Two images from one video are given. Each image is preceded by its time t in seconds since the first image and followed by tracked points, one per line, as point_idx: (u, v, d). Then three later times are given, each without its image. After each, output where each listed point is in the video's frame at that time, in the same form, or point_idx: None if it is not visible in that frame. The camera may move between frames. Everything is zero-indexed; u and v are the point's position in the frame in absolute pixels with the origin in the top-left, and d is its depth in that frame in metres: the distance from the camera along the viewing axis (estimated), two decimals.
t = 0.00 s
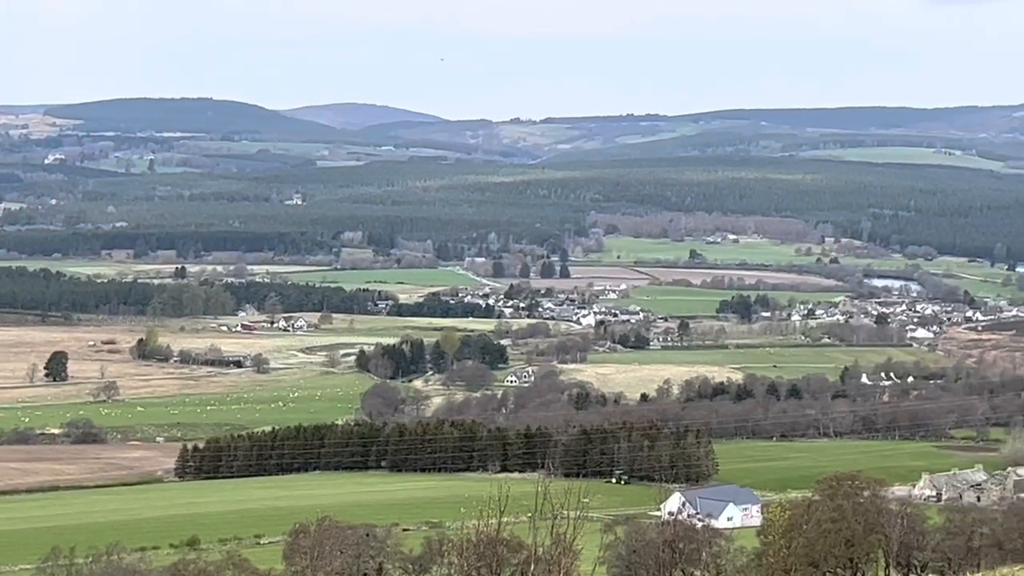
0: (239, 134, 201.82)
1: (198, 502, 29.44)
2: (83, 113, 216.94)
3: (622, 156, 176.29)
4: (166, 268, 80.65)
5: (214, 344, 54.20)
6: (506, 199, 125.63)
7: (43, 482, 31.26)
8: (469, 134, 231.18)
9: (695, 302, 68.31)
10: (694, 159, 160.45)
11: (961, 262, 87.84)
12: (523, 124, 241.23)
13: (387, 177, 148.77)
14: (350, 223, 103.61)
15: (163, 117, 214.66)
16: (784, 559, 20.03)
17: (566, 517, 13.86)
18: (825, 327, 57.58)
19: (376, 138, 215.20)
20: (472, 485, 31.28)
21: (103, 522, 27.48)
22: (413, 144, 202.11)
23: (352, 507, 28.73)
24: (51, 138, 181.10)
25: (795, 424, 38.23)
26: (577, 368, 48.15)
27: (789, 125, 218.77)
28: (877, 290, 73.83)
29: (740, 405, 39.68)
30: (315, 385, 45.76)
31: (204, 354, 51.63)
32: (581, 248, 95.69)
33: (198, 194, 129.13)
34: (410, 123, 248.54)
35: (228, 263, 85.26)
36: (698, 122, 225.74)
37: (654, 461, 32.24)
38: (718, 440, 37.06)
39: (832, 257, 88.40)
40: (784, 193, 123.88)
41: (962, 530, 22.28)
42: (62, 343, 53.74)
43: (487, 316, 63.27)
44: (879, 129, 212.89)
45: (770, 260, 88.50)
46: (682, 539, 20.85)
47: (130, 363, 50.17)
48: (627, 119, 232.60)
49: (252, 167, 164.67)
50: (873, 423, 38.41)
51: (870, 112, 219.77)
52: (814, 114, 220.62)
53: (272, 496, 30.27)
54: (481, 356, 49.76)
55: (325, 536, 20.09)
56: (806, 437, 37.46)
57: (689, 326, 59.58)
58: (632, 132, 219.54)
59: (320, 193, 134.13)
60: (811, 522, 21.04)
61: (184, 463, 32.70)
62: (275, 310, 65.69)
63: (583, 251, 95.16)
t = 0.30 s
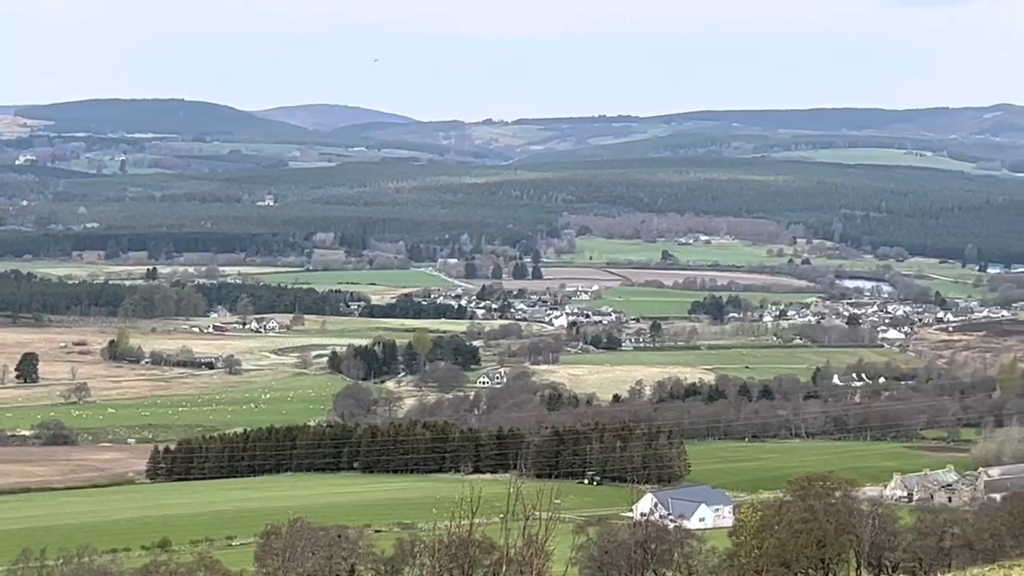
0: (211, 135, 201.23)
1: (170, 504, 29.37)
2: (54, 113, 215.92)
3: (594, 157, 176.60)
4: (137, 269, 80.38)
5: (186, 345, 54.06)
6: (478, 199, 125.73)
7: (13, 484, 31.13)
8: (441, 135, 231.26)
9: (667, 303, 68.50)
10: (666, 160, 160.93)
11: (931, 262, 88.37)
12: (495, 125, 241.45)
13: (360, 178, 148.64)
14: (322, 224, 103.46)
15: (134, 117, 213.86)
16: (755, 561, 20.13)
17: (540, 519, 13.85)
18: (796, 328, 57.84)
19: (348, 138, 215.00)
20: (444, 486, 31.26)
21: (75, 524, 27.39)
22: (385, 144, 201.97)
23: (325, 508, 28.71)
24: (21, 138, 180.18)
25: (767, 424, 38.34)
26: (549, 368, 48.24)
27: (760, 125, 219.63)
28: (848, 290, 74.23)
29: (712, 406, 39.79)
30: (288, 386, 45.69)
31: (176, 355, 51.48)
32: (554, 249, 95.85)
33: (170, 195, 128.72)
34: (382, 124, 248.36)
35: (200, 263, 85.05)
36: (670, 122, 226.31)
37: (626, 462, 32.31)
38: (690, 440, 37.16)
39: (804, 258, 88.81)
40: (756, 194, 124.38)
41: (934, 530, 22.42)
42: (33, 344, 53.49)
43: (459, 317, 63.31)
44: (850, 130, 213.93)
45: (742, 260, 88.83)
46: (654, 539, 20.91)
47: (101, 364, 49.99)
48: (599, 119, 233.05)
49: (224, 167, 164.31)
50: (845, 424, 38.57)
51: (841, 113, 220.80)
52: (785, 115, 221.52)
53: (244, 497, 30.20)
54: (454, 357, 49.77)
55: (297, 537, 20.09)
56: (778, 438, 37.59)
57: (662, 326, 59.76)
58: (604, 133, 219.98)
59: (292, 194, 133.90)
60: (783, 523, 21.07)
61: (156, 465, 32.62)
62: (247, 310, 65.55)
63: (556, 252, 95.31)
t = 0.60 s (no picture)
0: (182, 135, 200.51)
1: (141, 504, 29.28)
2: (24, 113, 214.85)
3: (565, 158, 176.86)
4: (107, 270, 80.13)
5: (157, 345, 53.88)
6: (450, 200, 125.77)
7: None
8: (412, 135, 231.15)
9: (638, 302, 68.66)
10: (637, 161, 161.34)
11: (902, 262, 88.87)
12: (466, 125, 241.57)
13: (332, 178, 148.50)
14: (294, 224, 103.24)
15: (105, 117, 213.02)
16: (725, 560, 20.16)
17: (510, 517, 13.83)
18: (768, 328, 58.06)
19: (320, 138, 214.62)
20: (416, 487, 31.22)
21: (44, 525, 27.30)
22: (358, 145, 201.77)
23: (296, 510, 28.68)
24: None
25: (738, 424, 38.42)
26: (520, 368, 48.30)
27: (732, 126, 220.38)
28: (819, 290, 74.54)
29: (683, 406, 39.91)
30: (259, 386, 45.62)
31: (146, 356, 51.33)
32: (525, 249, 95.93)
33: (141, 195, 128.19)
34: (353, 124, 248.14)
35: (171, 264, 84.78)
36: (641, 123, 226.82)
37: (598, 462, 32.38)
38: (661, 440, 37.23)
39: (775, 258, 89.16)
40: (727, 194, 124.83)
41: (905, 529, 22.59)
42: (3, 345, 53.24)
43: (431, 318, 63.31)
44: (821, 130, 214.95)
45: (713, 260, 89.12)
46: (626, 539, 20.97)
47: (72, 365, 49.80)
48: (571, 120, 233.40)
49: (195, 168, 163.90)
50: (816, 424, 38.70)
51: (811, 113, 221.77)
52: (755, 115, 222.40)
53: (215, 497, 30.16)
54: (425, 357, 49.78)
55: (267, 537, 20.09)
56: (749, 438, 37.70)
57: (633, 327, 59.90)
58: (575, 133, 220.36)
59: (263, 194, 133.60)
60: (754, 523, 21.08)
61: (127, 465, 32.57)
62: (218, 311, 65.38)
63: (528, 252, 95.43)
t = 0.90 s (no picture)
0: (154, 134, 199.70)
1: (113, 504, 29.18)
2: None
3: (539, 157, 176.96)
4: (79, 269, 79.77)
5: (129, 345, 53.68)
6: (423, 199, 125.65)
7: None
8: (385, 135, 230.88)
9: (612, 302, 68.74)
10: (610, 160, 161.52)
11: (874, 262, 89.24)
12: (439, 125, 241.40)
13: (305, 177, 148.16)
14: (267, 224, 102.94)
15: (76, 116, 211.98)
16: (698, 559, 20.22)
17: (482, 517, 13.82)
18: (741, 327, 58.21)
19: (292, 138, 214.14)
20: (389, 487, 31.23)
21: (16, 524, 27.20)
22: (330, 144, 201.36)
23: (269, 509, 28.63)
24: None
25: (711, 424, 38.54)
26: (493, 368, 48.32)
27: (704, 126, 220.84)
28: (792, 290, 74.80)
29: (656, 405, 40.03)
30: (232, 386, 45.53)
31: (119, 355, 51.12)
32: (499, 249, 95.92)
33: (112, 195, 127.58)
34: (326, 124, 247.67)
35: (143, 263, 84.41)
36: (614, 123, 227.10)
37: (571, 461, 32.42)
38: (634, 439, 37.32)
39: (748, 258, 89.36)
40: (699, 193, 125.12)
41: (877, 529, 22.82)
42: None
43: (404, 317, 63.26)
44: (793, 130, 215.60)
45: (686, 260, 89.34)
46: (598, 539, 21.06)
47: (44, 365, 49.58)
48: (544, 120, 233.50)
49: (167, 167, 163.36)
50: (789, 424, 38.85)
51: (784, 113, 222.42)
52: (728, 115, 222.97)
53: (188, 497, 30.08)
54: (399, 357, 49.74)
55: (241, 537, 20.09)
56: (722, 437, 37.81)
57: (606, 326, 59.98)
58: (548, 133, 220.44)
59: (236, 194, 133.15)
60: (726, 522, 21.13)
61: (99, 466, 32.47)
62: (190, 310, 65.17)
63: (501, 251, 95.44)
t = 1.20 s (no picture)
0: (128, 133, 198.95)
1: (86, 503, 29.10)
2: None
3: (514, 157, 177.03)
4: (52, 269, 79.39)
5: (103, 344, 53.50)
6: (398, 198, 125.52)
7: None
8: (360, 134, 230.55)
9: (586, 301, 68.79)
10: (585, 159, 161.60)
11: (848, 261, 89.56)
12: (414, 123, 241.21)
13: (279, 176, 147.84)
14: (241, 223, 102.65)
15: (50, 115, 210.99)
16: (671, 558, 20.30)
17: (457, 517, 13.85)
18: (715, 326, 58.37)
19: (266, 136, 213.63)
20: (365, 486, 31.22)
21: None
22: (305, 143, 201.00)
23: (244, 509, 28.58)
24: None
25: (685, 423, 38.62)
26: (468, 367, 48.31)
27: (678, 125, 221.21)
28: (766, 289, 75.01)
29: (631, 404, 40.12)
30: (207, 385, 45.41)
31: (93, 355, 50.94)
32: (473, 248, 95.89)
33: (86, 194, 127.04)
34: (300, 123, 247.10)
35: (117, 262, 84.05)
36: (589, 122, 227.25)
37: (546, 460, 32.45)
38: (609, 438, 37.37)
39: (722, 257, 89.54)
40: (674, 193, 125.33)
41: (850, 529, 22.98)
42: None
43: (379, 316, 63.21)
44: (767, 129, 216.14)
45: (660, 259, 89.50)
46: (573, 538, 21.12)
47: (17, 364, 49.37)
48: (519, 119, 233.54)
49: (141, 165, 162.76)
50: (763, 422, 38.97)
51: (758, 113, 223.00)
52: (703, 115, 223.42)
53: (162, 497, 30.00)
54: (373, 356, 49.70)
55: (215, 536, 20.11)
56: (696, 436, 37.89)
57: (581, 325, 60.05)
58: (523, 132, 220.48)
59: (210, 193, 132.71)
60: (700, 521, 21.20)
61: (73, 465, 32.36)
62: (165, 310, 64.99)
63: (476, 250, 95.44)
